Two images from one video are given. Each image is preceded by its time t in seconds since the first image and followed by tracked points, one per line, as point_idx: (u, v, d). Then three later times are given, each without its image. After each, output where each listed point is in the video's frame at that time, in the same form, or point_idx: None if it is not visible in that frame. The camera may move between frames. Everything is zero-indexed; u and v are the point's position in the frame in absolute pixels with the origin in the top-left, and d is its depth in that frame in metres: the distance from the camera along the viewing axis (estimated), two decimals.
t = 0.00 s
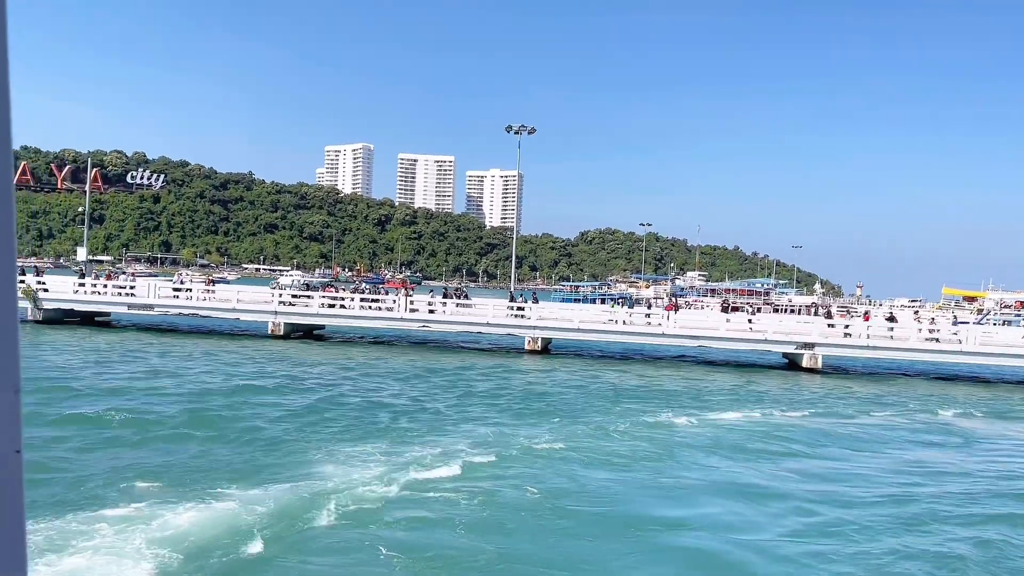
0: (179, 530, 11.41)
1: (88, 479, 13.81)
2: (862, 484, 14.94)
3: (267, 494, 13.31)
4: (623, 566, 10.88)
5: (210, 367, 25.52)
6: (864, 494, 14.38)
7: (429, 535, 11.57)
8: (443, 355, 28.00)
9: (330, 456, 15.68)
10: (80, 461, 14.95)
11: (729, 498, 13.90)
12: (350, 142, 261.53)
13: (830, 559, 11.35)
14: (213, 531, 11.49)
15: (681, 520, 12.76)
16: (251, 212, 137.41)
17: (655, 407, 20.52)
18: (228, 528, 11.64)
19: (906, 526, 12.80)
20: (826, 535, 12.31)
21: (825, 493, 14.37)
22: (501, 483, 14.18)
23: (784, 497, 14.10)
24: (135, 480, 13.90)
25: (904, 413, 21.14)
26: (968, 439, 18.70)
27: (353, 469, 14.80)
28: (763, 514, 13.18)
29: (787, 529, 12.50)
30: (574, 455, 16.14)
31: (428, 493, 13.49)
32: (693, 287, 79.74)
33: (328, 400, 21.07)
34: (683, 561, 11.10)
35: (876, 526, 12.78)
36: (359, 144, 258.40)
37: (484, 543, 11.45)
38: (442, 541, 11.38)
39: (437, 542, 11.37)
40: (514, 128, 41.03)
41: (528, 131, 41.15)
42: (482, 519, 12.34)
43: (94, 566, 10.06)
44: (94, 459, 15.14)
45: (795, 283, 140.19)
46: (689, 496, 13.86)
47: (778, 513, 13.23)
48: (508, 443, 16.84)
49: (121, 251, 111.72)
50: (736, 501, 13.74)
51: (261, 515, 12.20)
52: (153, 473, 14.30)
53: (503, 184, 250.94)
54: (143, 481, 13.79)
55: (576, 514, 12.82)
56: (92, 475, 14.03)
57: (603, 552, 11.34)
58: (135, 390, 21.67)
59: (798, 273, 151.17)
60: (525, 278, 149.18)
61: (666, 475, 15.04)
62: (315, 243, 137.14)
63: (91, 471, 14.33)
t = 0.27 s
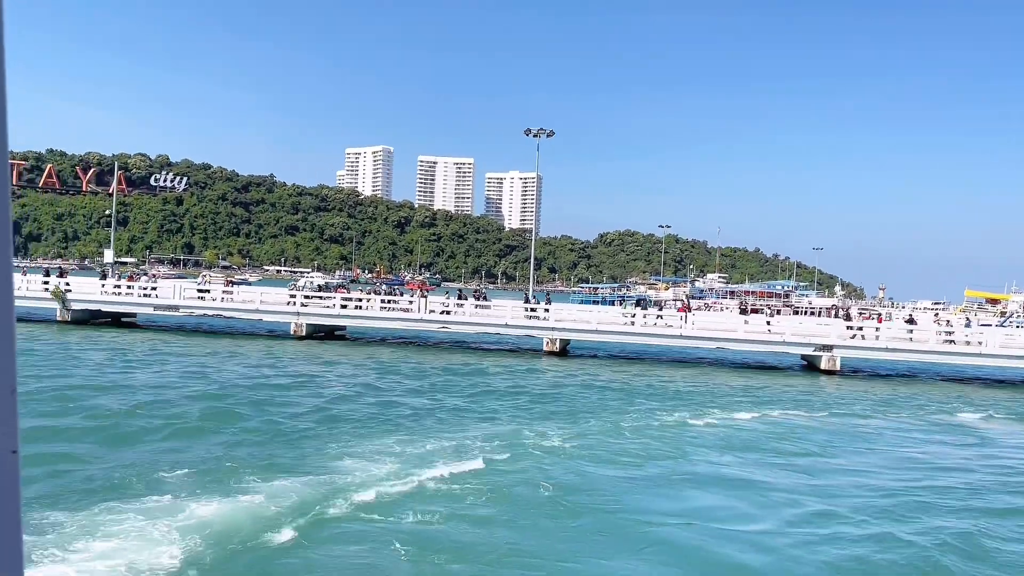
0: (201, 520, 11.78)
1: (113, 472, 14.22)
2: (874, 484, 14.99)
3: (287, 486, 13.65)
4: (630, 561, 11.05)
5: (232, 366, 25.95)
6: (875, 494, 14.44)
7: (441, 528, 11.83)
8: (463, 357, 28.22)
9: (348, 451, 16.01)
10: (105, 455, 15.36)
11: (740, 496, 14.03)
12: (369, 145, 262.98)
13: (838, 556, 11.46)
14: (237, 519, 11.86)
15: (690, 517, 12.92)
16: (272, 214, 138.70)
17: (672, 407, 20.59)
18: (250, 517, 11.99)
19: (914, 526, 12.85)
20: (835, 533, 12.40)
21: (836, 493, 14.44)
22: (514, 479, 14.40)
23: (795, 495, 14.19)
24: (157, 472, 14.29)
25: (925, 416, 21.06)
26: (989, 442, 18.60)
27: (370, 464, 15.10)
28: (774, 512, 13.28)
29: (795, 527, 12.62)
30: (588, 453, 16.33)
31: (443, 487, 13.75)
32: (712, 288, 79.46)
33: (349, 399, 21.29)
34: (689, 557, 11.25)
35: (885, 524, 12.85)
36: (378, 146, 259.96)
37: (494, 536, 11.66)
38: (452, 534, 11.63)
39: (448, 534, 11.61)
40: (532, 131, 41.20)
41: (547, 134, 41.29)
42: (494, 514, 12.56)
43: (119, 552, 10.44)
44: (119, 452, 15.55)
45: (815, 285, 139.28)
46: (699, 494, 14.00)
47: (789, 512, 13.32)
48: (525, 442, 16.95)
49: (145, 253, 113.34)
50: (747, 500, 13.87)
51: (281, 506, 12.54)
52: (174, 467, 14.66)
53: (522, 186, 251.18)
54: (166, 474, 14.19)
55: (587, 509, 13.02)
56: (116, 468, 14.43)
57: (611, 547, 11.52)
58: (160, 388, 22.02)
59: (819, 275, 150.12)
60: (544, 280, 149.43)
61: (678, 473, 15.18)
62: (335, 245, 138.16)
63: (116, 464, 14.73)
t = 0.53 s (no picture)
0: (222, 512, 12.11)
1: (135, 464, 14.58)
2: (886, 484, 15.03)
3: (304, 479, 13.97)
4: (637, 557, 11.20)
5: (255, 364, 26.37)
6: (886, 494, 14.48)
7: (453, 522, 12.07)
8: (481, 357, 28.47)
9: (364, 446, 16.29)
10: (128, 448, 15.77)
11: (751, 494, 14.13)
12: (389, 147, 264.38)
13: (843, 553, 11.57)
14: (255, 511, 12.19)
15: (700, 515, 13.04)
16: (293, 215, 139.80)
17: (689, 408, 20.70)
18: (268, 510, 12.31)
19: (924, 526, 12.87)
20: (842, 531, 12.50)
21: (848, 492, 14.50)
22: (527, 477, 14.61)
23: (806, 495, 14.27)
24: (178, 464, 14.64)
25: (943, 417, 21.03)
26: (1007, 443, 18.58)
27: (386, 459, 15.38)
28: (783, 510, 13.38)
29: (805, 524, 12.71)
30: (601, 451, 16.51)
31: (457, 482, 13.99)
32: (731, 290, 79.18)
33: (368, 397, 21.62)
34: (695, 553, 11.39)
35: (893, 524, 12.92)
36: (398, 148, 261.22)
37: (504, 532, 11.88)
38: (463, 528, 11.86)
39: (458, 529, 11.83)
40: (550, 133, 41.42)
41: (565, 136, 41.49)
42: (505, 510, 12.78)
43: (140, 542, 10.80)
44: (142, 446, 15.93)
45: (836, 287, 138.14)
46: (710, 492, 14.13)
47: (798, 511, 13.42)
48: (541, 440, 17.15)
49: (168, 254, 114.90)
50: (757, 498, 13.97)
51: (298, 499, 12.83)
52: (195, 459, 15.08)
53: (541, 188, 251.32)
54: (187, 466, 14.54)
55: (599, 507, 13.20)
56: (138, 460, 14.81)
57: (615, 541, 11.75)
58: (185, 385, 22.45)
59: (840, 277, 148.90)
60: (562, 281, 149.49)
61: (689, 472, 15.31)
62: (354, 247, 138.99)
63: (139, 457, 15.12)
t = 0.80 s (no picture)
0: (242, 505, 12.49)
1: (160, 457, 15.02)
2: (896, 484, 15.12)
3: (322, 473, 14.32)
4: (645, 554, 11.39)
5: (276, 363, 26.76)
6: (896, 494, 14.57)
7: (465, 517, 12.35)
8: (498, 357, 28.74)
9: (380, 442, 16.62)
10: (154, 442, 16.22)
11: (760, 494, 14.27)
12: (408, 148, 265.48)
13: (850, 553, 11.71)
14: (275, 504, 12.55)
15: (709, 513, 13.22)
16: (313, 217, 140.63)
17: (704, 407, 20.83)
18: (287, 502, 12.68)
19: (932, 527, 12.96)
20: (850, 530, 12.63)
21: (858, 491, 14.62)
22: (540, 472, 14.90)
23: (816, 494, 14.39)
24: (200, 458, 15.04)
25: (959, 419, 21.02)
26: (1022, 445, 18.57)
27: (401, 455, 15.71)
28: (792, 510, 13.53)
29: (813, 523, 12.86)
30: (613, 450, 16.73)
31: (471, 478, 14.28)
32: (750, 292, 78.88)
33: (387, 393, 21.93)
34: (700, 551, 11.59)
35: (902, 524, 13.02)
36: (416, 149, 262.13)
37: (514, 527, 12.14)
38: (475, 523, 12.14)
39: (469, 523, 12.13)
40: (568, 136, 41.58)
41: (583, 139, 41.61)
42: (517, 506, 13.04)
43: (163, 532, 11.20)
44: (166, 440, 16.34)
45: (858, 289, 137.06)
46: (720, 492, 14.29)
47: (806, 510, 13.53)
48: (553, 437, 17.43)
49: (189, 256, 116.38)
50: (767, 497, 14.11)
51: (316, 493, 13.18)
52: (216, 452, 15.51)
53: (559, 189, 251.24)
54: (210, 460, 14.92)
55: (610, 505, 13.41)
56: (162, 454, 15.24)
57: (623, 536, 12.05)
58: (208, 381, 22.91)
59: (861, 279, 147.72)
60: (580, 283, 149.39)
61: (700, 471, 15.50)
62: (374, 249, 139.69)
63: (163, 451, 15.53)
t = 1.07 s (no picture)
0: (260, 498, 12.77)
1: (183, 450, 15.44)
2: (908, 483, 15.19)
3: (339, 469, 14.59)
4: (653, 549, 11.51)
5: (297, 361, 27.16)
6: (910, 493, 14.59)
7: (477, 512, 12.56)
8: (515, 357, 28.97)
9: (396, 438, 16.88)
10: (177, 436, 16.64)
11: (772, 491, 14.36)
12: (426, 150, 266.68)
13: (859, 550, 11.76)
14: (291, 498, 12.82)
15: (720, 510, 13.31)
16: (332, 218, 141.61)
17: (718, 408, 20.98)
18: (303, 496, 12.94)
19: (944, 526, 12.97)
20: (861, 528, 12.67)
21: (871, 490, 14.66)
22: (552, 468, 15.17)
23: (828, 492, 14.44)
24: (219, 453, 15.34)
25: (976, 420, 21.00)
26: None
27: (417, 451, 15.95)
28: (803, 507, 13.59)
29: (824, 520, 12.90)
30: (626, 448, 16.87)
31: (484, 475, 14.49)
32: (768, 293, 78.60)
33: (405, 391, 22.24)
34: (708, 543, 11.78)
35: (914, 523, 13.04)
36: (435, 151, 263.14)
37: (526, 520, 12.32)
38: (487, 518, 12.33)
39: (480, 518, 12.33)
40: (585, 139, 41.79)
41: (600, 141, 41.79)
42: (529, 502, 13.22)
43: (182, 523, 11.51)
44: (188, 435, 16.68)
45: (878, 291, 136.05)
46: (731, 489, 14.38)
47: (818, 507, 13.59)
48: (567, 435, 17.66)
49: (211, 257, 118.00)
50: (779, 495, 14.19)
51: (332, 488, 13.44)
52: (238, 446, 15.90)
53: (577, 191, 251.26)
54: (230, 455, 15.23)
55: (622, 501, 13.55)
56: (185, 448, 15.66)
57: (632, 528, 12.30)
58: (230, 379, 23.32)
59: (882, 281, 146.51)
60: (598, 284, 149.26)
61: (713, 469, 15.60)
62: (392, 250, 140.29)
63: (185, 446, 15.86)
